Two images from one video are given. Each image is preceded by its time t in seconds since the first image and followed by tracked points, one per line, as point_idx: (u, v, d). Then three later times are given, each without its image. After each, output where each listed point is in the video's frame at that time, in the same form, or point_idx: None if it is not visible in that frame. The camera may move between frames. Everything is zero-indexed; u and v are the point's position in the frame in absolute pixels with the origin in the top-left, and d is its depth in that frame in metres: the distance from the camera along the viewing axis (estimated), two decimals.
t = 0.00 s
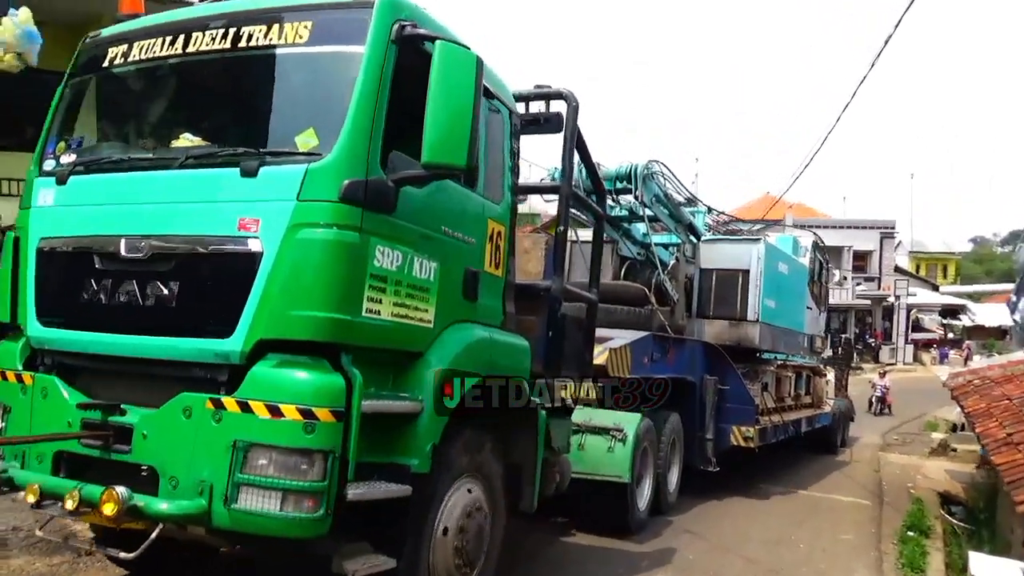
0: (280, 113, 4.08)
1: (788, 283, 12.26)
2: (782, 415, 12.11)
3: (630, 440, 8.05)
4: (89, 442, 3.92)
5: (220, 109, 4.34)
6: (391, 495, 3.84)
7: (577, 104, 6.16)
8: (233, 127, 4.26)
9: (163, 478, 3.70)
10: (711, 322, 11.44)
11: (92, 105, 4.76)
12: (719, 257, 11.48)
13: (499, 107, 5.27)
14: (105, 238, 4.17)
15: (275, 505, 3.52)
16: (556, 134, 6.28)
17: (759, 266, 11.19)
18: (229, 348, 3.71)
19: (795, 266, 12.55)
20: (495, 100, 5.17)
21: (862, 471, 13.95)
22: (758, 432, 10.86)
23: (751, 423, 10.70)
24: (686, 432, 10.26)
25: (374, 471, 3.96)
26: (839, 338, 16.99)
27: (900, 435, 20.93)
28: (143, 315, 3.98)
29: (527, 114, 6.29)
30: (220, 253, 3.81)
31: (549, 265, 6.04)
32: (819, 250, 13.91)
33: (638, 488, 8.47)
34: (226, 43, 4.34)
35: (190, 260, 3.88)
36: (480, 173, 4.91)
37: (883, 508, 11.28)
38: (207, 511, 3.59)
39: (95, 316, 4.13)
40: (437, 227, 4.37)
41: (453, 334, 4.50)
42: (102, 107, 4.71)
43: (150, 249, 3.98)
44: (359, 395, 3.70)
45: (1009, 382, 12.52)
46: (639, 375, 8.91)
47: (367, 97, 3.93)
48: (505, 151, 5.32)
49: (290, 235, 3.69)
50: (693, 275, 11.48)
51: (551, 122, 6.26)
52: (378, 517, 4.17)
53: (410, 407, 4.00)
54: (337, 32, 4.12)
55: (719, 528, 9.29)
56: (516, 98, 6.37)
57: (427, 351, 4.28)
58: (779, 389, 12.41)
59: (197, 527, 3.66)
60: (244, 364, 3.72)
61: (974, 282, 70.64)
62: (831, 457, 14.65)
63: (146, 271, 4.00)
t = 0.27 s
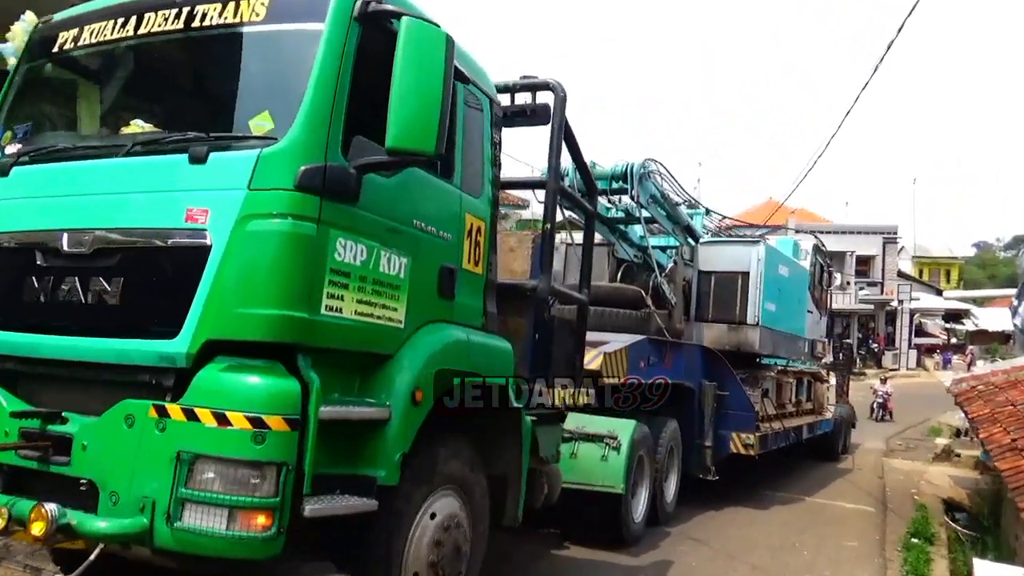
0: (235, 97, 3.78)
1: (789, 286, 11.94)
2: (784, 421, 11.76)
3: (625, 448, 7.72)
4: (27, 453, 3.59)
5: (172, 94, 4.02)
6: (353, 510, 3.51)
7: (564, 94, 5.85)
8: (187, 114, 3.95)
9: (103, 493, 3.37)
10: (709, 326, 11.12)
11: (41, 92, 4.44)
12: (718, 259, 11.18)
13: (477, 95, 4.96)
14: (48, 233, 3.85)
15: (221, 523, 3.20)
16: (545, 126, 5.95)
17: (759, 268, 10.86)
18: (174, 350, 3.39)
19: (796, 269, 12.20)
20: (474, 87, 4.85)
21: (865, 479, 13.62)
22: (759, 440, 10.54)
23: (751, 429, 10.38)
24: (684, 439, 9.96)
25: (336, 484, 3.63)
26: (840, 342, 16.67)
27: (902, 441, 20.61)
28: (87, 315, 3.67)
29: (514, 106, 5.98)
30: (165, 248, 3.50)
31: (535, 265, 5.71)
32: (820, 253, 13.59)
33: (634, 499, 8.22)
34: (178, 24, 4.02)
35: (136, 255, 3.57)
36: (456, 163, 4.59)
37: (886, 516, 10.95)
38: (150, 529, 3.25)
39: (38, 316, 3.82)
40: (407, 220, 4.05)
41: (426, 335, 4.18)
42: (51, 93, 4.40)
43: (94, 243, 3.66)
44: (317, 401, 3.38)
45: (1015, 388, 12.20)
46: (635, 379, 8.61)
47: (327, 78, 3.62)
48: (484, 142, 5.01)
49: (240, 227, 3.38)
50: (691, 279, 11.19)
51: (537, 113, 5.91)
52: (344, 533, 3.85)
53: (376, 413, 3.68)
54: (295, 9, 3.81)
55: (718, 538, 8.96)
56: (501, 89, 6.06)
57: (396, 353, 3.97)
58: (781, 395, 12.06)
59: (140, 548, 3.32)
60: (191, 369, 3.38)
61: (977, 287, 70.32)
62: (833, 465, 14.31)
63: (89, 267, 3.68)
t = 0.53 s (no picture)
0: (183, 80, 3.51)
1: (786, 290, 11.65)
2: (782, 429, 11.44)
3: (616, 457, 7.42)
4: None
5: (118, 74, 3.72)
6: (308, 529, 3.19)
7: (549, 84, 5.55)
8: (135, 98, 3.66)
9: (29, 509, 3.05)
10: (705, 331, 10.82)
11: None
12: (713, 261, 10.89)
13: (455, 82, 4.66)
14: None
15: (155, 544, 2.87)
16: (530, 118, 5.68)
17: (755, 271, 10.56)
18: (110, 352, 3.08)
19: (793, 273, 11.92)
20: (450, 74, 4.54)
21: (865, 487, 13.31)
22: (757, 447, 10.28)
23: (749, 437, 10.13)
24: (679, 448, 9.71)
25: (291, 499, 3.31)
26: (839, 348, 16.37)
27: (902, 448, 20.33)
28: (19, 314, 3.37)
29: (496, 98, 5.70)
30: (102, 240, 3.20)
31: (518, 263, 5.42)
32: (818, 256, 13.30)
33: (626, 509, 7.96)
34: None
35: (71, 247, 3.28)
36: (430, 153, 4.28)
37: (887, 526, 10.65)
38: (79, 549, 2.93)
39: None
40: (373, 211, 3.74)
41: (395, 337, 3.86)
42: None
43: (27, 236, 3.35)
44: (267, 408, 3.05)
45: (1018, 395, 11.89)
46: (628, 385, 8.33)
47: (281, 56, 3.31)
48: (462, 132, 4.70)
49: (183, 216, 3.07)
50: (686, 282, 10.94)
51: (522, 105, 5.65)
52: (302, 553, 3.54)
53: (336, 422, 3.36)
54: None
55: (714, 549, 8.65)
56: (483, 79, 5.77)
57: (361, 356, 3.66)
58: (779, 401, 11.74)
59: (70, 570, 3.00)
60: (128, 372, 3.07)
61: (978, 293, 70.04)
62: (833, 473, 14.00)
63: (22, 261, 3.38)
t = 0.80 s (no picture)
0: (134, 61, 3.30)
1: (785, 293, 11.38)
2: (781, 434, 11.16)
3: (609, 464, 7.21)
4: None
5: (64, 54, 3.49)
6: (261, 545, 2.89)
7: (534, 73, 5.26)
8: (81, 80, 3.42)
9: None
10: (702, 335, 10.53)
11: None
12: (709, 263, 10.62)
13: (430, 68, 4.39)
14: None
15: (84, 564, 2.59)
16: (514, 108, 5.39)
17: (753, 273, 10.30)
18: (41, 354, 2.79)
19: (792, 276, 11.70)
20: (425, 59, 4.28)
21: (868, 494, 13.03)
22: (756, 454, 10.02)
23: (747, 444, 9.87)
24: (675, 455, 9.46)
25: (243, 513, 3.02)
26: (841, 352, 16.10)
27: (905, 454, 20.02)
28: None
29: (479, 87, 5.40)
30: (36, 231, 2.95)
31: (500, 260, 5.16)
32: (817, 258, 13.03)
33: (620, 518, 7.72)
34: None
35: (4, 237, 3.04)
36: (401, 141, 4.01)
37: (889, 533, 10.36)
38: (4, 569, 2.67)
39: None
40: (335, 202, 3.47)
41: (362, 337, 3.59)
42: None
43: None
44: (211, 412, 2.76)
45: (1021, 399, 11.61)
46: (622, 390, 8.08)
47: (230, 32, 3.05)
48: (438, 121, 4.44)
49: (119, 203, 2.80)
50: (682, 284, 10.67)
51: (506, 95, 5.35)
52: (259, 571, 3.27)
53: (292, 428, 3.08)
54: None
55: (711, 558, 8.37)
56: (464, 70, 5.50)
57: (323, 357, 3.39)
58: (778, 407, 11.46)
59: None
60: (61, 375, 2.79)
61: (979, 298, 69.74)
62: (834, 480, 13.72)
63: None
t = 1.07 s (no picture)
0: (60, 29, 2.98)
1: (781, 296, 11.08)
2: (777, 440, 10.85)
3: (596, 473, 6.92)
4: None
5: None
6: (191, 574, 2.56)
7: (513, 60, 4.95)
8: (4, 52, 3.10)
9: None
10: (696, 338, 10.21)
11: None
12: (703, 265, 10.31)
13: (397, 49, 4.05)
14: None
15: None
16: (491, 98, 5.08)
17: (748, 274, 9.99)
18: None
19: (788, 278, 11.40)
20: (391, 38, 3.95)
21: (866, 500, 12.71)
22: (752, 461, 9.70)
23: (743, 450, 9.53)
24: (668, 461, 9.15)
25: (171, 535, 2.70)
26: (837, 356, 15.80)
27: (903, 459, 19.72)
28: None
29: (456, 74, 5.08)
30: None
31: (478, 258, 4.83)
32: (814, 260, 12.73)
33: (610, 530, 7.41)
34: None
35: None
36: (362, 126, 3.68)
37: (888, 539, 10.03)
38: None
39: None
40: (284, 190, 3.15)
41: (314, 338, 3.26)
42: None
43: None
44: (129, 426, 2.41)
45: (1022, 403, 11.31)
46: (612, 395, 7.77)
47: None
48: (406, 106, 4.10)
49: (25, 188, 2.47)
50: (676, 286, 10.36)
51: (483, 83, 5.05)
52: None
53: (228, 442, 2.76)
54: None
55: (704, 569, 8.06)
56: (439, 57, 5.17)
57: (269, 362, 3.06)
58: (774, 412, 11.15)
59: None
60: None
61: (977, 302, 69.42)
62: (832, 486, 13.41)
63: None
